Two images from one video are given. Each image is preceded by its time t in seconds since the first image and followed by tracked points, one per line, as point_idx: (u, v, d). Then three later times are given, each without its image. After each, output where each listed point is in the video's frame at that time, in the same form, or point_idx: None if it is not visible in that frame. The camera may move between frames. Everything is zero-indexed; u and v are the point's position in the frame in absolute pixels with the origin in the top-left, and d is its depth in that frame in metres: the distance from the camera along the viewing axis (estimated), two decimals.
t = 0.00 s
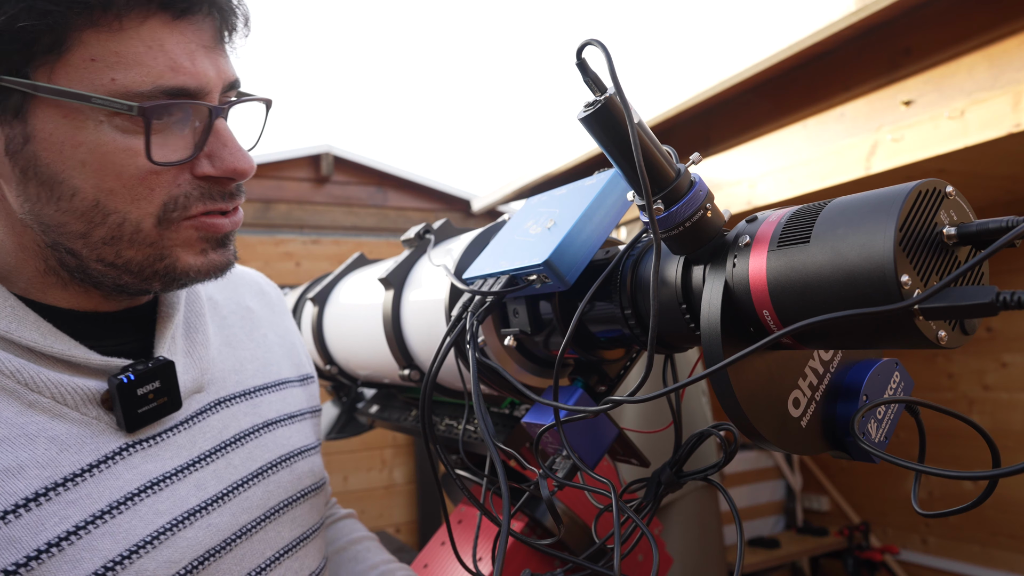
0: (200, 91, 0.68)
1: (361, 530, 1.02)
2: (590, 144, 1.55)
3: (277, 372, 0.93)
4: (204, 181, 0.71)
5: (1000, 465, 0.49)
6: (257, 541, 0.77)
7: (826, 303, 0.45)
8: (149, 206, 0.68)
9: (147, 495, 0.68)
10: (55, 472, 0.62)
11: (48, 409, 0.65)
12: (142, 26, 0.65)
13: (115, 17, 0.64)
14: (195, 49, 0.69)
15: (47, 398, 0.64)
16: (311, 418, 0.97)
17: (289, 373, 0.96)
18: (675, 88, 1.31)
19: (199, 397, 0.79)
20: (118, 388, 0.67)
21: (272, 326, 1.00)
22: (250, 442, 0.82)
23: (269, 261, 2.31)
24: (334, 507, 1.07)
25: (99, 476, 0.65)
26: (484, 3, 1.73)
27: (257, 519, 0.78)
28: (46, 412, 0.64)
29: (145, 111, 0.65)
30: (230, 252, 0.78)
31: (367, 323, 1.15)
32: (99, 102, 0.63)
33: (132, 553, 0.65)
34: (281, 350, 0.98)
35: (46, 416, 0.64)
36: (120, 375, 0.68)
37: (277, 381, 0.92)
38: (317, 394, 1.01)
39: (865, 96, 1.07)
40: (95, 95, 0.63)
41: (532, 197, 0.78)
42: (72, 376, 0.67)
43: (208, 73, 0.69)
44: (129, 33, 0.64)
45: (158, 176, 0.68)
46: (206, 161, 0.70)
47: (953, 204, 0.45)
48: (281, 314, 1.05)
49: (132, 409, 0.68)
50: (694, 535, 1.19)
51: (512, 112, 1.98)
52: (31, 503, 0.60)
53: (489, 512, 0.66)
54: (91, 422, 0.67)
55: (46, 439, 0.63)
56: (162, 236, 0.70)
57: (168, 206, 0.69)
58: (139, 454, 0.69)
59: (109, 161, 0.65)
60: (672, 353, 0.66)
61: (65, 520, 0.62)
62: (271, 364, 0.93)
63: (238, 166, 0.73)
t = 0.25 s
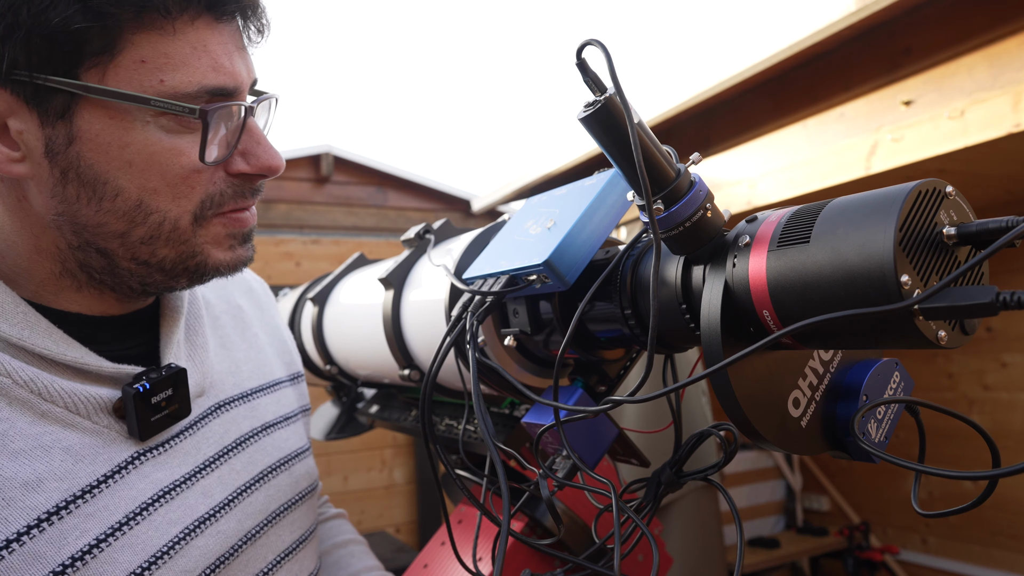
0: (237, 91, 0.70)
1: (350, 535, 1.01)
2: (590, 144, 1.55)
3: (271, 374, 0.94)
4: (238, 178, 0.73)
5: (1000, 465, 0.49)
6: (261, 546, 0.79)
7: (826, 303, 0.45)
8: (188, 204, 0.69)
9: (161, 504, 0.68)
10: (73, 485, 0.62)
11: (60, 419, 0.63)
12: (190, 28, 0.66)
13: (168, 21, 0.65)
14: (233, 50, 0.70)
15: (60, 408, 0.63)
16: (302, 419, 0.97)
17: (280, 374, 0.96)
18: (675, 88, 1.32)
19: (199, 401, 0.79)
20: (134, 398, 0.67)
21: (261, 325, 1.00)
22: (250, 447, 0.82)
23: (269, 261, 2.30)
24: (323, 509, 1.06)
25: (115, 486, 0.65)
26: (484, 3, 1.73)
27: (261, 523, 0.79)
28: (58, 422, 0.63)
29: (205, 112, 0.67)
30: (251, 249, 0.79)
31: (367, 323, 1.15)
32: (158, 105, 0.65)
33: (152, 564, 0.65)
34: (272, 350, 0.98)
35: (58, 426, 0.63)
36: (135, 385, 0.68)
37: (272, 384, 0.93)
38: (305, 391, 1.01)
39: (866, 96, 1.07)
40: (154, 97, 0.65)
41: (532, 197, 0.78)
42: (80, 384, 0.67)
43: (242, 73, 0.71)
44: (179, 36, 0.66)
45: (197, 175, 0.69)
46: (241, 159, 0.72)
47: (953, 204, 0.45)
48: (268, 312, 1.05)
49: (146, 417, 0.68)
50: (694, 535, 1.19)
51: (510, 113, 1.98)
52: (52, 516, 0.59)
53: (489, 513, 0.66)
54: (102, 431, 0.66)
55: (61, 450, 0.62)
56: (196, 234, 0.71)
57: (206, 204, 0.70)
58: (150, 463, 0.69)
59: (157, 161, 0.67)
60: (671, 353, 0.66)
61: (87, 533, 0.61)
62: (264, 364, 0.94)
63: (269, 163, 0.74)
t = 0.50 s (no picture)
0: (250, 90, 0.70)
1: (367, 554, 0.96)
2: (590, 144, 1.55)
3: (274, 377, 0.93)
4: (251, 177, 0.73)
5: (1000, 465, 0.49)
6: (253, 555, 0.78)
7: (826, 303, 0.45)
8: (203, 202, 0.70)
9: (164, 509, 0.68)
10: (81, 486, 0.62)
11: (67, 420, 0.64)
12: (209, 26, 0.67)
13: (187, 21, 0.65)
14: (248, 51, 0.70)
15: (66, 408, 0.64)
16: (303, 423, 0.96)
17: (283, 377, 0.95)
18: (675, 89, 1.31)
19: (202, 404, 0.79)
20: (140, 399, 0.67)
21: (266, 328, 1.00)
22: (249, 453, 0.82)
23: (269, 261, 2.30)
24: (343, 520, 1.03)
25: (120, 489, 0.65)
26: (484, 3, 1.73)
27: (252, 533, 0.79)
28: (64, 422, 0.64)
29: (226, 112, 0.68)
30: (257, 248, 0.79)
31: (367, 323, 1.15)
32: (178, 103, 0.66)
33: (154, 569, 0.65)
34: (276, 353, 0.98)
35: (65, 427, 0.63)
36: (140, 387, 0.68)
37: (275, 387, 0.92)
38: (309, 395, 1.00)
39: (866, 96, 1.07)
40: (175, 96, 0.66)
41: (532, 197, 0.78)
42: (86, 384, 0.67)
43: (256, 72, 0.71)
44: (197, 34, 0.66)
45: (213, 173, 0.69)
46: (254, 159, 0.72)
47: (953, 204, 0.45)
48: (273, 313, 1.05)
49: (150, 418, 0.68)
50: (694, 535, 1.19)
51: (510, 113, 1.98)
52: (62, 518, 0.60)
53: (489, 513, 0.66)
54: (108, 432, 0.66)
55: (69, 450, 0.63)
56: (212, 231, 0.71)
57: (219, 204, 0.71)
58: (153, 466, 0.69)
59: (173, 159, 0.67)
60: (671, 354, 0.66)
61: (93, 536, 0.61)
62: (267, 367, 0.93)
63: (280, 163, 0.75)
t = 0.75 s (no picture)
0: (269, 104, 0.70)
1: (384, 573, 0.92)
2: (590, 144, 1.55)
3: (290, 386, 0.93)
4: (267, 190, 0.73)
5: (1000, 465, 0.49)
6: (253, 565, 0.77)
7: (826, 302, 0.45)
8: (218, 215, 0.69)
9: (161, 510, 0.67)
10: (80, 480, 0.62)
11: (74, 412, 0.64)
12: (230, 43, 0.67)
13: (209, 36, 0.65)
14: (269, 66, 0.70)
15: (73, 400, 0.64)
16: (319, 434, 0.96)
17: (300, 387, 0.95)
18: (675, 89, 1.32)
19: (214, 409, 0.79)
20: (145, 396, 0.67)
21: (287, 335, 1.00)
22: (257, 460, 0.81)
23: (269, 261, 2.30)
24: (369, 535, 1.00)
25: (120, 486, 0.65)
26: (484, 3, 1.73)
27: (255, 543, 0.77)
28: (71, 414, 0.64)
29: (242, 126, 0.68)
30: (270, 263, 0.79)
31: (367, 323, 1.15)
32: (197, 116, 0.66)
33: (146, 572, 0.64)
34: (295, 361, 0.98)
35: (72, 419, 0.64)
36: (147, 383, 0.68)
37: (290, 397, 0.92)
38: (328, 406, 1.00)
39: (866, 96, 1.07)
40: (193, 110, 0.65)
41: (532, 197, 0.78)
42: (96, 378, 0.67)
43: (275, 87, 0.71)
44: (219, 49, 0.66)
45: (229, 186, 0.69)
46: (271, 171, 0.72)
47: (953, 204, 0.45)
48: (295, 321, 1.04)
49: (156, 418, 0.68)
50: (694, 535, 1.19)
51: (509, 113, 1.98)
52: (57, 511, 0.60)
53: (489, 513, 0.66)
54: (113, 428, 0.67)
55: (72, 442, 0.63)
56: (225, 246, 0.71)
57: (235, 216, 0.71)
58: (156, 466, 0.69)
59: (190, 171, 0.67)
60: (671, 354, 0.66)
61: (87, 531, 0.61)
62: (284, 375, 0.93)
63: (297, 176, 0.74)
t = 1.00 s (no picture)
0: (274, 112, 0.69)
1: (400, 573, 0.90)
2: (590, 144, 1.55)
3: (299, 380, 0.93)
4: (270, 197, 0.73)
5: (1000, 465, 0.49)
6: (257, 561, 0.76)
7: (826, 302, 0.45)
8: (221, 221, 0.70)
9: (160, 504, 0.67)
10: (76, 472, 0.62)
11: (72, 403, 0.64)
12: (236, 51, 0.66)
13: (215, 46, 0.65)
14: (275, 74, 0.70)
15: (72, 391, 0.64)
16: (329, 428, 0.95)
17: (310, 380, 0.95)
18: (675, 88, 1.33)
19: (217, 403, 0.79)
20: (143, 386, 0.67)
21: (295, 329, 1.00)
22: (262, 455, 0.81)
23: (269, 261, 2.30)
24: (388, 531, 0.98)
25: (118, 479, 0.65)
26: (484, 3, 1.74)
27: (258, 537, 0.77)
28: (69, 406, 0.64)
29: (246, 137, 0.67)
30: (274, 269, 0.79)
31: (367, 323, 1.15)
32: (201, 126, 0.65)
33: (142, 565, 0.64)
34: (305, 356, 0.97)
35: (69, 410, 0.64)
36: (146, 374, 0.69)
37: (299, 390, 0.92)
38: (338, 400, 1.00)
39: (866, 96, 1.07)
40: (197, 119, 0.65)
41: (532, 197, 0.78)
42: (96, 371, 0.67)
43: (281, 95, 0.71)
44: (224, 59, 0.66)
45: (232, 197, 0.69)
46: (274, 178, 0.72)
47: (953, 205, 0.45)
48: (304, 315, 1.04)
49: (155, 409, 0.68)
50: (694, 535, 1.19)
51: (509, 112, 1.98)
52: (51, 502, 0.59)
53: (489, 513, 0.66)
54: (112, 420, 0.67)
55: (69, 434, 0.63)
56: (227, 251, 0.71)
57: (238, 222, 0.71)
58: (156, 459, 0.69)
59: (194, 180, 0.67)
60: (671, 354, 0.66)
61: (82, 524, 0.61)
62: (292, 369, 0.93)
63: (301, 183, 0.74)
